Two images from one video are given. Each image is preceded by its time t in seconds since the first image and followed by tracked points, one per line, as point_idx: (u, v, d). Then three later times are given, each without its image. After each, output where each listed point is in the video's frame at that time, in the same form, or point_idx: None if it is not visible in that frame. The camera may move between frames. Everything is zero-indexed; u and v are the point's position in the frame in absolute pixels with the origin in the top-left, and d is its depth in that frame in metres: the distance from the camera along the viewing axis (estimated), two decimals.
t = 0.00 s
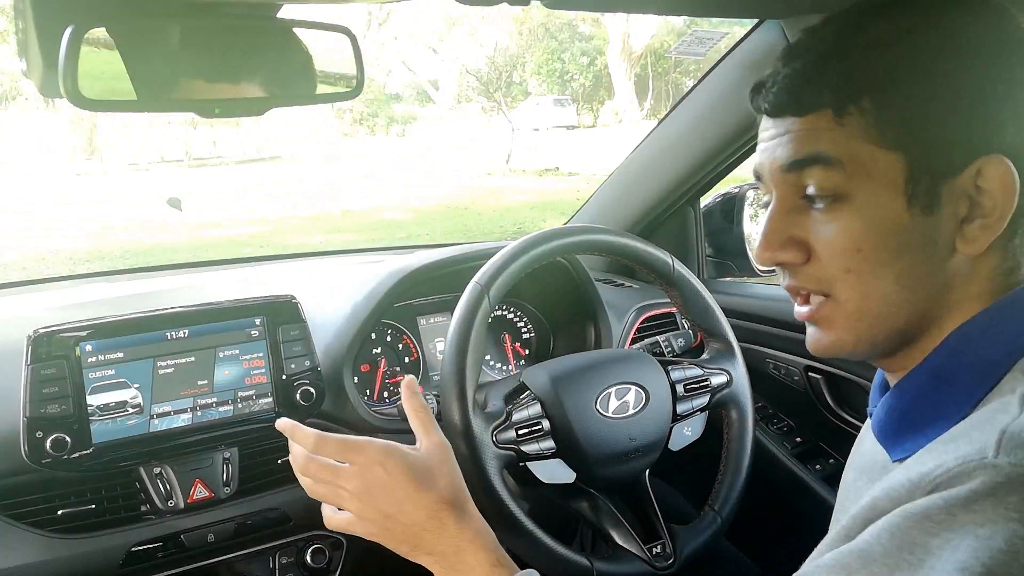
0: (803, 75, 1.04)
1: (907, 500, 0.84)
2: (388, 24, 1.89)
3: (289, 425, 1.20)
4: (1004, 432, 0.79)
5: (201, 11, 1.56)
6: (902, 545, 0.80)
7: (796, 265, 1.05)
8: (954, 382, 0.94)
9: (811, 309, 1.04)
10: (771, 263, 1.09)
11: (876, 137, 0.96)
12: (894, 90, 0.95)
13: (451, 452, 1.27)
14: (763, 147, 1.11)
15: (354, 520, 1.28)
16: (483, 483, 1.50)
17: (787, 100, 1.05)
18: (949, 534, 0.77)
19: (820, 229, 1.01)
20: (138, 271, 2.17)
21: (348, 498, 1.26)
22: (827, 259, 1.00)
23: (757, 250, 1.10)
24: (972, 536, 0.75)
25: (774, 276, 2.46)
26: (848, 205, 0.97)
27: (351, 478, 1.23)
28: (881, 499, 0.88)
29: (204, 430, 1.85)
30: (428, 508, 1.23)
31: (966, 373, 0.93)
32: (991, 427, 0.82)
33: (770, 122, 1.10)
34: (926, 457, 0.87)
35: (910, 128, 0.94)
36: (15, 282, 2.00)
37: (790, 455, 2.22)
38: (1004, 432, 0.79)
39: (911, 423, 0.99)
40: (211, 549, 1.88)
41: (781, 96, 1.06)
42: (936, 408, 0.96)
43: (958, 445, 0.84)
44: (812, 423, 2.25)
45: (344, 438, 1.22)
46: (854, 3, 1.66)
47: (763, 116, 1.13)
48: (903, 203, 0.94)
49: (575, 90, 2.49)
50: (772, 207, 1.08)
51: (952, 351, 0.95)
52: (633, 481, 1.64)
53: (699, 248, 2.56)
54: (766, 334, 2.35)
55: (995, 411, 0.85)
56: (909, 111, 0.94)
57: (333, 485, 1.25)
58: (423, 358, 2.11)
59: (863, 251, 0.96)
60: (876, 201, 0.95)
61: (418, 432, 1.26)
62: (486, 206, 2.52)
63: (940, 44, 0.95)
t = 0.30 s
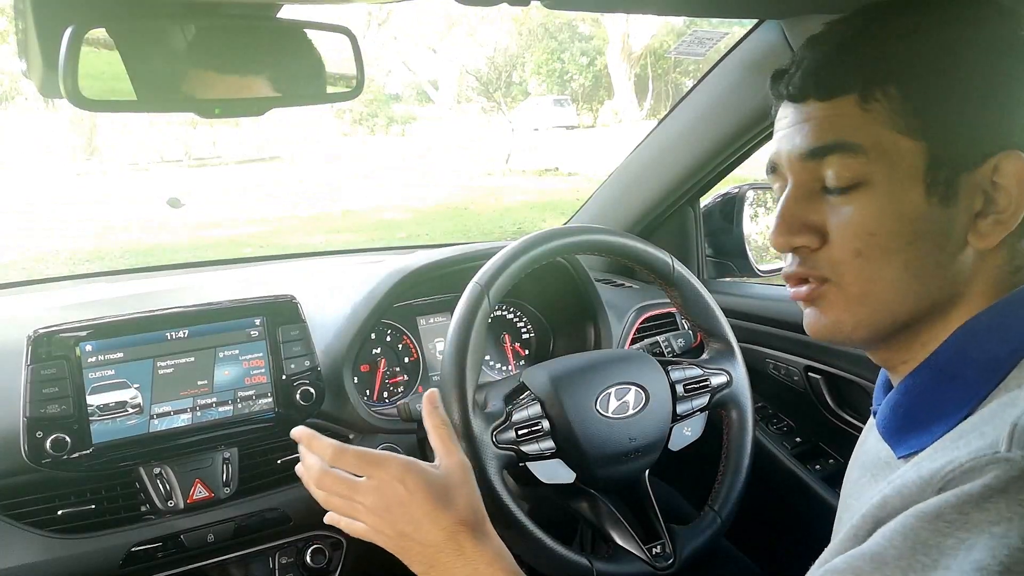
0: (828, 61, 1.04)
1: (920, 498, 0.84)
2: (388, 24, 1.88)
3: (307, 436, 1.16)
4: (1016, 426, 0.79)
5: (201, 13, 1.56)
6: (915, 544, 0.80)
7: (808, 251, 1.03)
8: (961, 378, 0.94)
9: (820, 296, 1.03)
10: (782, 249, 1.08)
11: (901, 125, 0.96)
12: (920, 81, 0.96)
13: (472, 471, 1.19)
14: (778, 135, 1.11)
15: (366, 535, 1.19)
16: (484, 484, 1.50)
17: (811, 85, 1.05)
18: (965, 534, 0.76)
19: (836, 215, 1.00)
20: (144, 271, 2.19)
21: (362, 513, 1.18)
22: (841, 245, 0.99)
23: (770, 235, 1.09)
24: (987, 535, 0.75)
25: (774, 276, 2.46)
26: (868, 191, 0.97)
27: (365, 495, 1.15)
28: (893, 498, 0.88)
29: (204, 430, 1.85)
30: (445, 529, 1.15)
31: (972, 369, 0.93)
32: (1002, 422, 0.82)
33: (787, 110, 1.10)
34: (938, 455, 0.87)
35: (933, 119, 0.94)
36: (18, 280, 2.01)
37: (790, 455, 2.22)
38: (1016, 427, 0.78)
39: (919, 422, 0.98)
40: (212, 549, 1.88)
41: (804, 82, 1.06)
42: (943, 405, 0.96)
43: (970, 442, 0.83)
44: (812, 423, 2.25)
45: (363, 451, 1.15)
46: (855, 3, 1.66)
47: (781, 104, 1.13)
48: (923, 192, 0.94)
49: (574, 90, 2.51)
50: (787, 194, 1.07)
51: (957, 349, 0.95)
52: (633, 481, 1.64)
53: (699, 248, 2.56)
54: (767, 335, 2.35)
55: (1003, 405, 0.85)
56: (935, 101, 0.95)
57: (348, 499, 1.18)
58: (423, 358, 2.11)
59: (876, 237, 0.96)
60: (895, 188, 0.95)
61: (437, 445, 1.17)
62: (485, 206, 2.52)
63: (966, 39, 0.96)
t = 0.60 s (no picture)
0: (868, 56, 1.03)
1: (941, 503, 0.85)
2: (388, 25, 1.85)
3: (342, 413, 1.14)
4: None
5: (200, 14, 1.56)
6: (938, 548, 0.81)
7: (864, 254, 0.97)
8: (973, 382, 0.95)
9: (878, 301, 0.96)
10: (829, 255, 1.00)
11: (955, 123, 0.97)
12: (970, 80, 0.97)
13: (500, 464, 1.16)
14: (812, 134, 1.07)
15: (391, 517, 1.17)
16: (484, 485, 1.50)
17: (855, 79, 1.03)
18: (991, 539, 0.78)
19: (899, 212, 0.96)
20: (145, 271, 2.22)
21: (389, 495, 1.16)
22: (906, 242, 0.95)
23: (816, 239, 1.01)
24: (1016, 540, 0.76)
25: (774, 277, 2.46)
26: (932, 187, 0.95)
27: (393, 475, 1.14)
28: (914, 501, 0.88)
29: (204, 430, 1.85)
30: (470, 520, 1.13)
31: (983, 373, 0.95)
32: None
33: (823, 109, 1.06)
34: (958, 460, 0.87)
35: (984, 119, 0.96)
36: (24, 282, 2.05)
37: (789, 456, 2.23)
38: None
39: (927, 424, 0.99)
40: (212, 549, 1.88)
41: (847, 76, 1.04)
42: (952, 408, 0.96)
43: (992, 446, 0.84)
44: (812, 424, 2.25)
45: (396, 431, 1.13)
46: (857, 4, 1.66)
47: (803, 105, 1.10)
48: (981, 189, 0.94)
49: (575, 90, 2.51)
50: (830, 195, 1.02)
51: (971, 353, 0.96)
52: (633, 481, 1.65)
53: (698, 248, 2.56)
54: (767, 335, 2.35)
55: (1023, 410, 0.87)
56: (986, 101, 0.97)
57: (376, 479, 1.17)
58: (424, 359, 2.11)
59: (948, 235, 0.93)
60: (962, 186, 0.94)
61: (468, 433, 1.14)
62: (484, 207, 2.51)
63: (999, 44, 1.00)
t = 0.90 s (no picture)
0: (874, 60, 1.02)
1: (949, 513, 0.85)
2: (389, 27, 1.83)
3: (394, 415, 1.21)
4: None
5: (197, 14, 1.56)
6: (943, 559, 0.82)
7: (864, 264, 0.98)
8: (977, 387, 0.96)
9: (876, 310, 0.98)
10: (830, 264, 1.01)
11: (962, 132, 0.96)
12: (976, 85, 0.97)
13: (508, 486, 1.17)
14: (816, 140, 1.06)
15: (393, 521, 1.14)
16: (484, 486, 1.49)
17: (860, 83, 1.02)
18: (998, 550, 0.78)
19: (900, 222, 0.96)
20: (148, 271, 2.23)
21: (398, 497, 1.13)
22: (906, 253, 0.95)
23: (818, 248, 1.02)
24: None
25: (774, 278, 2.46)
26: (936, 198, 0.95)
27: (407, 476, 1.13)
28: (920, 509, 0.89)
29: (204, 431, 1.85)
30: (478, 533, 1.11)
31: (988, 378, 0.96)
32: None
33: (828, 114, 1.06)
34: (966, 470, 0.88)
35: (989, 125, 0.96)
36: (24, 282, 2.05)
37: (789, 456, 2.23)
38: None
39: (932, 428, 1.00)
40: (212, 549, 1.88)
41: (852, 81, 1.03)
42: (955, 412, 0.97)
43: (1001, 456, 0.85)
44: (812, 425, 2.25)
45: (411, 433, 1.17)
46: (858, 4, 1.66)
47: (809, 107, 1.09)
48: (985, 201, 0.94)
49: (575, 91, 2.50)
50: (832, 202, 1.02)
51: (976, 357, 0.97)
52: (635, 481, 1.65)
53: (698, 249, 2.56)
54: (767, 335, 2.35)
55: None
56: (992, 107, 0.96)
57: (386, 479, 1.15)
58: (424, 359, 2.11)
59: (948, 248, 0.93)
60: (965, 196, 0.94)
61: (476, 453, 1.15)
62: (485, 207, 2.51)
63: (1006, 48, 0.99)
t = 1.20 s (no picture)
0: (852, 64, 1.00)
1: (949, 524, 0.86)
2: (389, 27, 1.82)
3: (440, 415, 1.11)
4: None
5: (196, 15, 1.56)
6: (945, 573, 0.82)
7: (834, 278, 1.00)
8: (974, 388, 0.96)
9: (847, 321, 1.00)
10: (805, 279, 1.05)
11: (931, 142, 0.94)
12: (952, 89, 0.94)
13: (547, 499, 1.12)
14: (791, 155, 1.07)
15: (421, 524, 1.09)
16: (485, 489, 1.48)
17: (829, 95, 1.01)
18: (999, 564, 0.78)
19: (863, 236, 0.97)
20: (148, 271, 2.22)
21: (433, 496, 1.08)
22: (871, 267, 0.97)
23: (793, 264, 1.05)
24: None
25: (774, 278, 2.47)
26: (900, 213, 0.95)
27: (452, 473, 1.08)
28: (920, 518, 0.90)
29: (205, 431, 1.85)
30: (511, 538, 1.04)
31: (985, 378, 0.95)
32: None
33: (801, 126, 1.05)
34: (965, 478, 0.88)
35: (958, 131, 0.94)
36: (25, 282, 2.04)
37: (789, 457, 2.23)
38: None
39: (929, 429, 1.00)
40: (213, 549, 1.89)
41: (822, 93, 1.02)
42: (952, 414, 0.97)
43: (997, 463, 0.85)
44: (812, 425, 2.25)
45: (464, 435, 1.10)
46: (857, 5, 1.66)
47: (787, 118, 1.08)
48: (956, 210, 0.93)
49: (575, 91, 2.52)
50: (805, 217, 1.05)
51: (975, 358, 0.96)
52: (635, 483, 1.65)
53: (698, 248, 2.56)
54: (768, 336, 2.35)
55: None
56: (965, 109, 0.94)
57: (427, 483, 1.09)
58: (424, 359, 2.11)
59: (915, 258, 0.94)
60: (931, 207, 0.94)
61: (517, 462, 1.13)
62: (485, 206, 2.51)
63: (986, 43, 0.95)
